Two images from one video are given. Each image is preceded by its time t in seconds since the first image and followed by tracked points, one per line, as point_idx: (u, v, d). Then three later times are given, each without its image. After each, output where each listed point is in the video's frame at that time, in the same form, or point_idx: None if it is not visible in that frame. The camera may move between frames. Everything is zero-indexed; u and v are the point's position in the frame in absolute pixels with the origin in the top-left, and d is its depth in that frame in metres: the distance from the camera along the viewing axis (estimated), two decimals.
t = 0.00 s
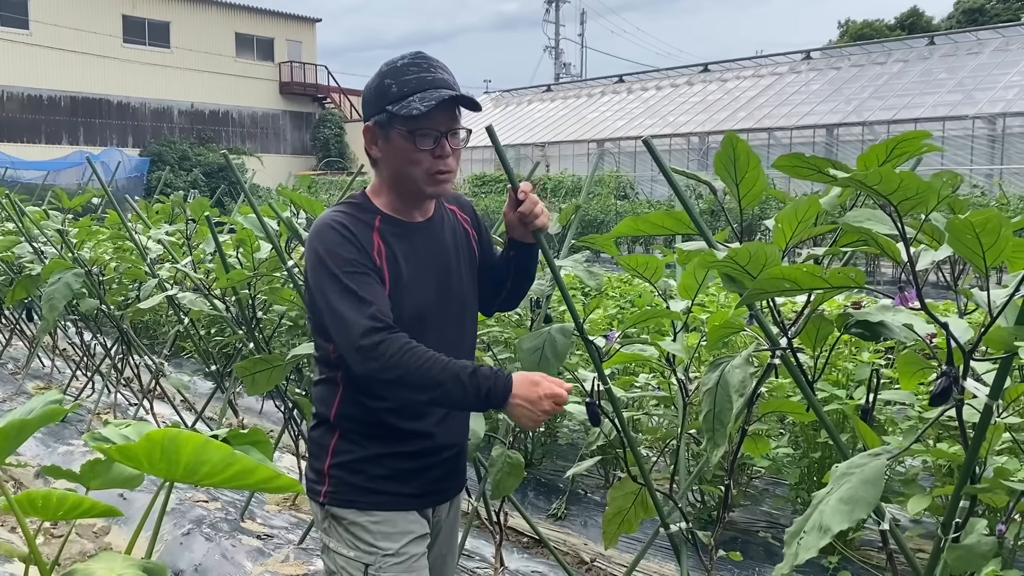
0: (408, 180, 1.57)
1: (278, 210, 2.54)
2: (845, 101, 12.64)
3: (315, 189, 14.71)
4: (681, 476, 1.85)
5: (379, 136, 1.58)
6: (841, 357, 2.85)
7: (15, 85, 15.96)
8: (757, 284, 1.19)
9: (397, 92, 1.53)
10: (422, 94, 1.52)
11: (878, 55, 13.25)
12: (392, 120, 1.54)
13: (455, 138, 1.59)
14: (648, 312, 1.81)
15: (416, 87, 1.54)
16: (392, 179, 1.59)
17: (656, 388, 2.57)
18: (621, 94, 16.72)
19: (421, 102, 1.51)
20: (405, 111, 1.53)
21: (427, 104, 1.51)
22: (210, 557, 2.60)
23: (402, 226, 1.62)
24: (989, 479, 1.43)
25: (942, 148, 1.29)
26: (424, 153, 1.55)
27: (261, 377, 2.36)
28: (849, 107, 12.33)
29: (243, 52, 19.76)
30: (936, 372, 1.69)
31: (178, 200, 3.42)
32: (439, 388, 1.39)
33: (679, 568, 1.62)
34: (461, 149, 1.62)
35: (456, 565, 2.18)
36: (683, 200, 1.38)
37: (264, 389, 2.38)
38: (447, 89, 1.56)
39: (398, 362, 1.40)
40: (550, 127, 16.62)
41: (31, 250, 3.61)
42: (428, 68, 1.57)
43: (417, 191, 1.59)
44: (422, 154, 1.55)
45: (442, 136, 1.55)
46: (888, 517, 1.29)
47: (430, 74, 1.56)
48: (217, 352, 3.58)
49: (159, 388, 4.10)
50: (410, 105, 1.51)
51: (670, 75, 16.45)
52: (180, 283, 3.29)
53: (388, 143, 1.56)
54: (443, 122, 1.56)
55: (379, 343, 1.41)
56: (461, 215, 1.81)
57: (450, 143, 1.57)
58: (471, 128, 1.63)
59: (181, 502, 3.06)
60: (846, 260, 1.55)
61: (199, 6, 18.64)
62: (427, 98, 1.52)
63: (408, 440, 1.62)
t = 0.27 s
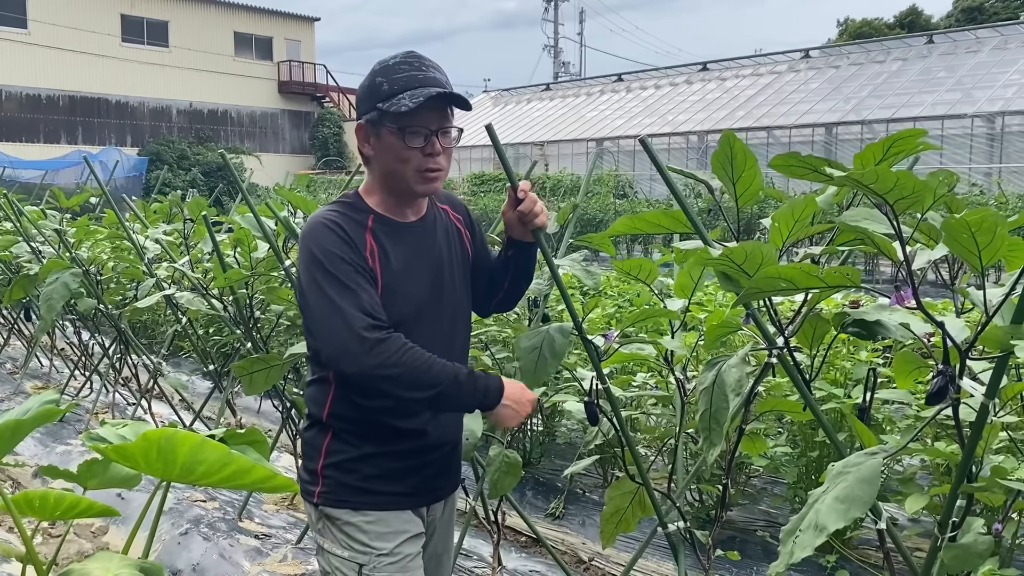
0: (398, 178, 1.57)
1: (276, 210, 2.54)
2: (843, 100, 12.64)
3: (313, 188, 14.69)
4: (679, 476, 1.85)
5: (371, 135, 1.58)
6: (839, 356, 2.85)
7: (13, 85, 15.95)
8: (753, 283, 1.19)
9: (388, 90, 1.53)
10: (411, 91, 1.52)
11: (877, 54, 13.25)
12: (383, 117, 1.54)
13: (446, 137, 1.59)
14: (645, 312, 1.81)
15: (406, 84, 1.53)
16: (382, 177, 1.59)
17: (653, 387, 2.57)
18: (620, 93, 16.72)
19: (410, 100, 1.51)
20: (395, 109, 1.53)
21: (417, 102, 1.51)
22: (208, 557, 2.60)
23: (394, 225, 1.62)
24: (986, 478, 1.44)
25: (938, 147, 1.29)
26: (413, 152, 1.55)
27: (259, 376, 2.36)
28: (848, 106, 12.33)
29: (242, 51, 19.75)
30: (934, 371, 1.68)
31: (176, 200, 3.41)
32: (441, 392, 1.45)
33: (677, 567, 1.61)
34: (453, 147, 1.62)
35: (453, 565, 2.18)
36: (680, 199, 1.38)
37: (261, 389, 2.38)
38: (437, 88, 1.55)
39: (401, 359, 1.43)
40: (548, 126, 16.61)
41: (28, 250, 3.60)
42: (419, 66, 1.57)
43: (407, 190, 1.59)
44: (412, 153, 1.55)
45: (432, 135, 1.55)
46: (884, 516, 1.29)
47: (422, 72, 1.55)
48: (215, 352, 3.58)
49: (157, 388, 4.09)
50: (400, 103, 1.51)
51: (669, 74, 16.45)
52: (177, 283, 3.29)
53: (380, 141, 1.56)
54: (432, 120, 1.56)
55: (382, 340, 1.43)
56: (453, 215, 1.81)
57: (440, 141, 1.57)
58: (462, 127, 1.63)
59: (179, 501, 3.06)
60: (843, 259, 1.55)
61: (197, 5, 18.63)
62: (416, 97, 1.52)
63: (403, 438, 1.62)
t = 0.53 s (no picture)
0: (382, 169, 1.58)
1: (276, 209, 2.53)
2: (843, 99, 12.64)
3: (313, 187, 14.69)
4: (680, 476, 1.85)
5: (357, 129, 1.61)
6: (839, 355, 2.85)
7: (12, 84, 15.94)
8: (755, 282, 1.19)
9: (368, 82, 1.55)
10: (387, 79, 1.53)
11: (877, 53, 13.24)
12: (364, 109, 1.55)
13: (428, 125, 1.59)
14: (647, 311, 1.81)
15: (385, 75, 1.54)
16: (369, 169, 1.60)
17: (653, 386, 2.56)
18: (620, 92, 16.72)
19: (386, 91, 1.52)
20: (374, 101, 1.54)
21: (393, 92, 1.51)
22: (208, 556, 2.60)
23: (390, 221, 1.61)
24: (987, 477, 1.44)
25: (938, 146, 1.29)
26: (394, 142, 1.56)
27: (259, 375, 2.36)
28: (847, 106, 12.33)
29: (241, 50, 19.73)
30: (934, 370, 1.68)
31: (175, 199, 3.40)
32: (425, 375, 1.34)
33: (678, 566, 1.61)
34: (438, 136, 1.62)
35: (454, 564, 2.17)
36: (680, 198, 1.38)
37: (261, 387, 2.38)
38: (415, 76, 1.56)
39: (384, 349, 1.36)
40: (548, 125, 16.61)
41: (28, 250, 3.60)
42: (399, 56, 1.57)
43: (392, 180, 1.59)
44: (394, 143, 1.56)
45: (412, 122, 1.56)
46: (887, 516, 1.28)
47: (401, 62, 1.56)
48: (214, 351, 3.57)
49: (156, 388, 4.09)
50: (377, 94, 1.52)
51: (668, 73, 16.44)
52: (177, 282, 3.29)
53: (364, 134, 1.58)
54: (412, 109, 1.56)
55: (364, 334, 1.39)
56: (452, 214, 1.80)
57: (421, 129, 1.57)
58: (447, 115, 1.63)
59: (179, 500, 3.06)
60: (844, 258, 1.55)
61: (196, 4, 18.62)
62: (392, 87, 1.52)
63: (404, 438, 1.61)
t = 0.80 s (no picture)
0: (383, 170, 1.58)
1: (277, 208, 2.53)
2: (843, 99, 12.63)
3: (313, 187, 14.67)
4: (682, 475, 1.85)
5: (361, 129, 1.61)
6: (841, 355, 2.85)
7: (12, 83, 15.94)
8: (759, 280, 1.19)
9: (372, 81, 1.55)
10: (391, 80, 1.53)
11: (877, 53, 13.24)
12: (368, 110, 1.56)
13: (430, 127, 1.59)
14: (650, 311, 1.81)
15: (389, 74, 1.55)
16: (371, 168, 1.61)
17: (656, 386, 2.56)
18: (619, 91, 16.71)
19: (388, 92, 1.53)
20: (376, 102, 1.55)
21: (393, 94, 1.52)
22: (210, 555, 2.60)
23: (390, 223, 1.61)
24: (990, 476, 1.44)
25: (940, 145, 1.29)
26: (396, 142, 1.56)
27: (260, 374, 2.36)
28: (847, 105, 12.33)
29: (240, 49, 19.72)
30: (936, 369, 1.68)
31: (176, 197, 3.40)
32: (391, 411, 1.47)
33: (681, 566, 1.61)
34: (441, 138, 1.62)
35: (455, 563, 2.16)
36: (684, 197, 1.37)
37: (263, 386, 2.38)
38: (419, 77, 1.56)
39: (359, 376, 1.43)
40: (548, 125, 16.61)
41: (29, 248, 3.60)
42: (405, 57, 1.57)
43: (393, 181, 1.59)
44: (395, 144, 1.56)
45: (413, 123, 1.56)
46: (889, 515, 1.29)
47: (405, 63, 1.56)
48: (215, 350, 3.57)
49: (157, 386, 4.09)
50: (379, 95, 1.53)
51: (668, 72, 16.43)
52: (178, 281, 3.29)
53: (366, 133, 1.59)
54: (414, 111, 1.57)
55: (339, 357, 1.43)
56: (456, 214, 1.80)
57: (423, 130, 1.57)
58: (450, 117, 1.63)
59: (181, 499, 3.06)
60: (846, 258, 1.55)
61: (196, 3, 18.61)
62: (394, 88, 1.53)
63: (407, 438, 1.61)
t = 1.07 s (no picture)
0: (380, 170, 1.58)
1: (278, 207, 2.53)
2: (843, 99, 12.64)
3: (313, 186, 14.68)
4: (683, 475, 1.85)
5: (359, 128, 1.61)
6: (841, 355, 2.85)
7: (12, 81, 15.93)
8: (761, 280, 1.19)
9: (371, 82, 1.55)
10: (389, 82, 1.53)
11: (877, 53, 13.24)
12: (365, 110, 1.56)
13: (428, 128, 1.59)
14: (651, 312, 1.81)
15: (388, 76, 1.54)
16: (368, 167, 1.61)
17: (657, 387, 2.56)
18: (619, 91, 16.71)
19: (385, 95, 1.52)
20: (375, 103, 1.55)
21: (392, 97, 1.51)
22: (210, 554, 2.60)
23: (391, 222, 1.61)
24: (992, 477, 1.44)
25: (943, 146, 1.29)
26: (393, 144, 1.56)
27: (262, 373, 2.36)
28: (847, 106, 12.33)
29: (240, 48, 19.71)
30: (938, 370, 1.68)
31: (177, 197, 3.40)
32: (420, 394, 1.39)
33: (681, 566, 1.61)
34: (439, 141, 1.61)
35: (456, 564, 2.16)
36: (686, 197, 1.37)
37: (264, 386, 2.38)
38: (418, 79, 1.55)
39: (381, 365, 1.39)
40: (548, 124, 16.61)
41: (29, 247, 3.60)
42: (405, 58, 1.56)
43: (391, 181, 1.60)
44: (392, 145, 1.56)
45: (411, 125, 1.56)
46: (890, 515, 1.29)
47: (405, 65, 1.55)
48: (215, 349, 3.57)
49: (157, 386, 4.09)
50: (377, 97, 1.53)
51: (668, 72, 16.44)
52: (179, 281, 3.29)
53: (364, 133, 1.59)
54: (413, 114, 1.56)
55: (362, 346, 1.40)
56: (456, 214, 1.81)
57: (420, 133, 1.57)
58: (449, 120, 1.62)
59: (181, 499, 3.06)
60: (847, 258, 1.55)
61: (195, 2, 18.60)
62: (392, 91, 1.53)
63: (407, 437, 1.62)
